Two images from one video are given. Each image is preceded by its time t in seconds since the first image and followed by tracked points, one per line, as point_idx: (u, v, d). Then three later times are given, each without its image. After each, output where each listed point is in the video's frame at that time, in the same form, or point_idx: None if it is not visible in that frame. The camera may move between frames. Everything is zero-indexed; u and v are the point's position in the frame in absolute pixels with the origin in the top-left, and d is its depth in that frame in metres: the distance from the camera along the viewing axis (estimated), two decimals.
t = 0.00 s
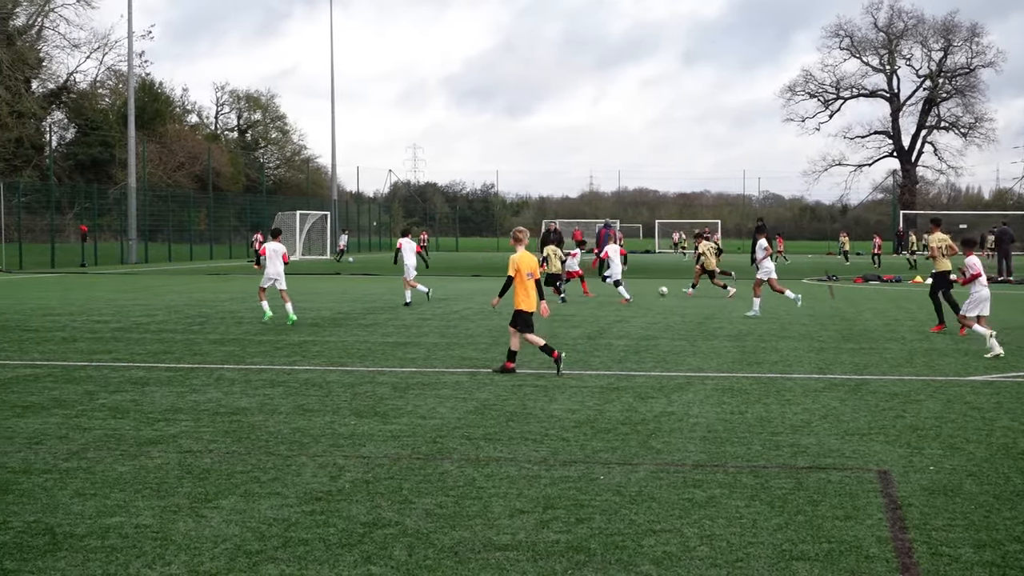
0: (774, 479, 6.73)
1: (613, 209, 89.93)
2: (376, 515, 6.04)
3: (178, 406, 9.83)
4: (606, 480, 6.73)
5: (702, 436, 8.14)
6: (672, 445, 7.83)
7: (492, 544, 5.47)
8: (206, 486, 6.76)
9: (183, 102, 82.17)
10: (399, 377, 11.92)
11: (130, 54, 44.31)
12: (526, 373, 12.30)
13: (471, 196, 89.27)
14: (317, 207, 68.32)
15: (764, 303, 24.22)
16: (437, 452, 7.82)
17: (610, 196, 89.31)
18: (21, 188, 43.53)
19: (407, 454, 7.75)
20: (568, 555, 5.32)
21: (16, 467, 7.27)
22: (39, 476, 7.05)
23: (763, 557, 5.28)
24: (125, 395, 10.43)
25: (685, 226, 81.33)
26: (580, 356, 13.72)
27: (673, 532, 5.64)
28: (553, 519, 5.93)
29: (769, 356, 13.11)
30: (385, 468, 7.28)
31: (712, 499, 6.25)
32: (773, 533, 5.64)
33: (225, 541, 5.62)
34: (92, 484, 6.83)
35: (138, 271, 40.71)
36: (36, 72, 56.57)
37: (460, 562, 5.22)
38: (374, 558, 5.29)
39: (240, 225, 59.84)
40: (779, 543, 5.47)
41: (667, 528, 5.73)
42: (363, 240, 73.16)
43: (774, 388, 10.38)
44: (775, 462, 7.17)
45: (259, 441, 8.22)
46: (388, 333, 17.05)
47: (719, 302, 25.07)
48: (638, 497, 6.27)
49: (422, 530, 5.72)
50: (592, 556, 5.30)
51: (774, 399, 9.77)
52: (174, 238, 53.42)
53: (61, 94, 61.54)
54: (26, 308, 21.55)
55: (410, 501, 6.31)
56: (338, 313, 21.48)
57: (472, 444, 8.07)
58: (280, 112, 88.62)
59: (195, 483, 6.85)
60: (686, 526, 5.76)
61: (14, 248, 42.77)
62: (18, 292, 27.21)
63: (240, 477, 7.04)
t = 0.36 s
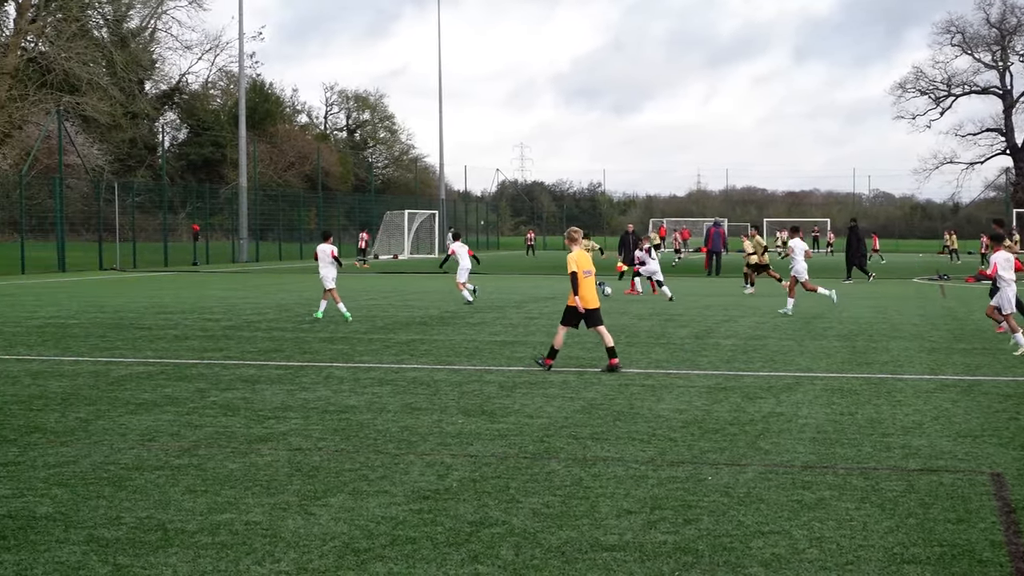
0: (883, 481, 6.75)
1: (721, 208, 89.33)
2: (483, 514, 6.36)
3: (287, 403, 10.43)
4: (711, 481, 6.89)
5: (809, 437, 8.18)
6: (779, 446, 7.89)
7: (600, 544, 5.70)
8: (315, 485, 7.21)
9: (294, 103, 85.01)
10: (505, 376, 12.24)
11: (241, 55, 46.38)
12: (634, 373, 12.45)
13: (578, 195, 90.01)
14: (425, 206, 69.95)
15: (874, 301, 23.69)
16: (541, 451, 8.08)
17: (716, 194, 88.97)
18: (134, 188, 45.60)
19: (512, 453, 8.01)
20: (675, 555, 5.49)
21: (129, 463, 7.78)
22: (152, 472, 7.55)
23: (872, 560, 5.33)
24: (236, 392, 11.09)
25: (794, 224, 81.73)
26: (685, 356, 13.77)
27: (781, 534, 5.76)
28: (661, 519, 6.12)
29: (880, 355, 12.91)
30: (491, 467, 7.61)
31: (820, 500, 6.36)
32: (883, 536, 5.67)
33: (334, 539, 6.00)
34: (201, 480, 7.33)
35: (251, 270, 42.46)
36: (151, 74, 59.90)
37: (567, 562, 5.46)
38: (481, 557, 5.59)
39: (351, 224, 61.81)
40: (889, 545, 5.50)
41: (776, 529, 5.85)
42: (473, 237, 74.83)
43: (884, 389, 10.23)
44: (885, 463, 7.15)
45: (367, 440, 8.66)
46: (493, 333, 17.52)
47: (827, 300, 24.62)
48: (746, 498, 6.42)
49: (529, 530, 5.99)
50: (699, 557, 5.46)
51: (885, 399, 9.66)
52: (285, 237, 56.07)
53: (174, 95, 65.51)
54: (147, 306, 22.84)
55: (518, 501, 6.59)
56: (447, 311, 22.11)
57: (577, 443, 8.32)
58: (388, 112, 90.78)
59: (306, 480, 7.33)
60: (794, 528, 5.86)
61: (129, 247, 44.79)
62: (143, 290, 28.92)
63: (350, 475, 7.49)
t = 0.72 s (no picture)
0: (1012, 484, 6.56)
1: (841, 208, 86.85)
2: (601, 512, 6.50)
3: (406, 401, 10.78)
4: (832, 481, 6.82)
5: (933, 438, 7.98)
6: (901, 447, 7.70)
7: (719, 544, 5.74)
8: (433, 482, 7.50)
9: (415, 103, 86.88)
10: (623, 375, 12.28)
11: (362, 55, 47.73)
12: (752, 372, 12.28)
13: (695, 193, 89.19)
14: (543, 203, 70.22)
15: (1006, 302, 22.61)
16: (659, 450, 8.11)
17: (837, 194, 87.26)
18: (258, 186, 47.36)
19: (630, 452, 8.08)
20: (795, 557, 5.47)
21: (252, 458, 8.21)
22: (273, 467, 7.95)
23: (1000, 565, 5.19)
24: (356, 390, 11.50)
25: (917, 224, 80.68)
26: (803, 355, 13.47)
27: (904, 537, 5.66)
28: (779, 521, 6.09)
29: (1010, 356, 12.35)
30: (609, 466, 7.72)
31: (944, 502, 6.23)
32: (1010, 541, 5.52)
33: (452, 536, 6.24)
34: (322, 476, 7.69)
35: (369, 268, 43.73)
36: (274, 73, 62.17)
37: (686, 562, 5.51)
38: (599, 555, 5.72)
39: (468, 221, 62.86)
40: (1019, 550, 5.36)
41: (898, 532, 5.75)
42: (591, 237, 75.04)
43: (1014, 391, 9.83)
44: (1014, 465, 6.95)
45: (484, 437, 8.90)
46: (611, 332, 17.54)
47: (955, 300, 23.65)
48: (867, 500, 6.33)
49: (647, 529, 6.08)
50: (819, 559, 5.42)
51: (1013, 401, 9.34)
52: (404, 236, 57.34)
53: (297, 94, 68.31)
54: (269, 304, 23.80)
55: (635, 500, 6.71)
56: (564, 310, 22.23)
57: (696, 442, 8.37)
58: (507, 110, 91.66)
59: (424, 476, 7.64)
60: (918, 530, 5.75)
61: (251, 246, 46.82)
62: (267, 288, 30.02)
63: (468, 472, 7.74)
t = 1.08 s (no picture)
0: None
1: (986, 207, 88.04)
2: (740, 516, 6.40)
3: (546, 401, 10.69)
4: (976, 487, 6.96)
5: None
6: None
7: (861, 549, 5.79)
8: (572, 482, 7.34)
9: (553, 104, 86.96)
10: (763, 377, 11.78)
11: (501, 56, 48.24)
12: (895, 373, 11.75)
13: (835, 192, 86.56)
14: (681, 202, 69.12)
15: None
16: (799, 454, 7.94)
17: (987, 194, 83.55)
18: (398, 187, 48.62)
19: (770, 455, 7.91)
20: (939, 562, 5.57)
21: (391, 457, 8.28)
22: (412, 466, 7.99)
23: None
24: (495, 389, 11.51)
25: None
26: (947, 356, 12.87)
27: None
28: (922, 525, 6.20)
29: None
30: (750, 469, 7.53)
31: None
32: None
33: (591, 536, 6.10)
34: (460, 475, 7.67)
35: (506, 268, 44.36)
36: (413, 74, 63.31)
37: (827, 565, 5.54)
38: (738, 559, 5.66)
39: (607, 220, 62.60)
40: None
41: None
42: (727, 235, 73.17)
43: None
44: None
45: (624, 438, 8.69)
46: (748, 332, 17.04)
47: None
48: (1013, 507, 6.50)
49: (787, 533, 6.07)
50: (964, 564, 5.54)
51: None
52: (542, 236, 57.18)
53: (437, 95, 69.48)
54: (408, 304, 24.15)
55: (776, 502, 6.68)
56: (702, 310, 21.80)
57: (836, 446, 8.15)
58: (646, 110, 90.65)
59: (563, 477, 7.49)
60: None
61: (391, 245, 48.01)
62: (402, 286, 30.61)
63: (607, 473, 7.55)
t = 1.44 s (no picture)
0: None
1: None
2: (863, 521, 6.10)
3: (665, 403, 10.49)
4: None
5: None
6: None
7: (988, 558, 5.47)
8: (691, 486, 7.12)
9: (671, 103, 85.91)
10: (887, 380, 11.19)
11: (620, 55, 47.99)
12: None
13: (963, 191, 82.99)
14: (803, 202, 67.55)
15: None
16: (924, 458, 7.56)
17: None
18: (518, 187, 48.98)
19: (894, 459, 7.54)
20: None
21: (511, 458, 8.24)
22: (531, 467, 7.92)
23: None
24: (614, 391, 11.34)
25: None
26: None
27: None
28: None
29: None
30: (874, 473, 7.17)
31: None
32: None
33: (710, 541, 5.88)
34: (578, 477, 7.55)
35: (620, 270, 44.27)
36: (532, 75, 63.54)
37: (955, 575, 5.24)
38: (862, 566, 5.39)
39: (726, 223, 61.64)
40: None
41: None
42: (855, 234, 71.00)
43: None
44: None
45: (744, 441, 8.39)
46: (867, 334, 16.45)
47: None
48: None
49: (911, 539, 5.76)
50: None
51: None
52: (663, 237, 56.82)
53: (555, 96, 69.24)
54: (519, 305, 24.28)
55: (899, 508, 6.34)
56: (825, 312, 21.11)
57: (963, 450, 7.73)
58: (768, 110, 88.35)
59: (682, 481, 7.26)
60: None
61: (509, 246, 48.48)
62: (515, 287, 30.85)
63: (726, 477, 7.28)
